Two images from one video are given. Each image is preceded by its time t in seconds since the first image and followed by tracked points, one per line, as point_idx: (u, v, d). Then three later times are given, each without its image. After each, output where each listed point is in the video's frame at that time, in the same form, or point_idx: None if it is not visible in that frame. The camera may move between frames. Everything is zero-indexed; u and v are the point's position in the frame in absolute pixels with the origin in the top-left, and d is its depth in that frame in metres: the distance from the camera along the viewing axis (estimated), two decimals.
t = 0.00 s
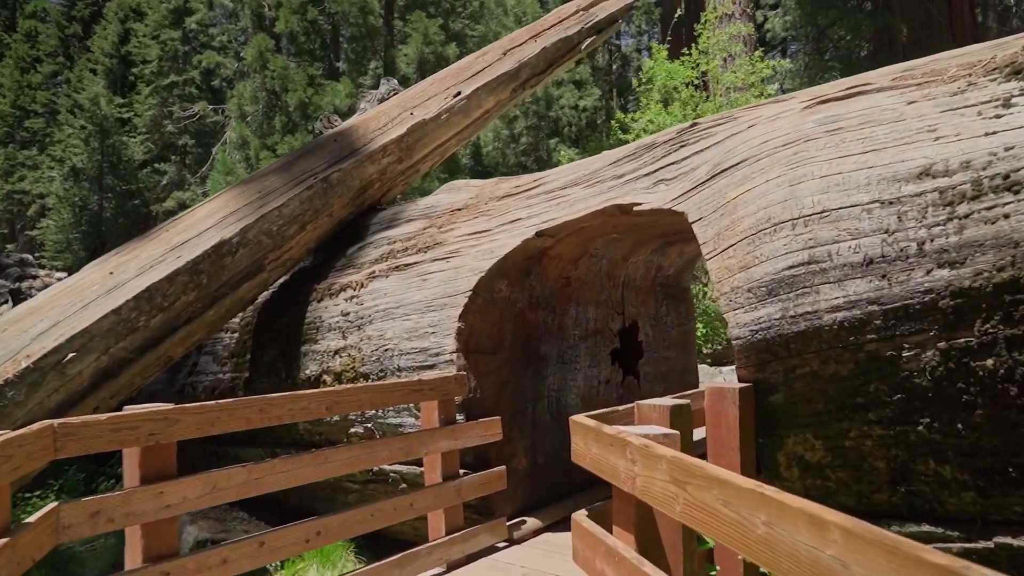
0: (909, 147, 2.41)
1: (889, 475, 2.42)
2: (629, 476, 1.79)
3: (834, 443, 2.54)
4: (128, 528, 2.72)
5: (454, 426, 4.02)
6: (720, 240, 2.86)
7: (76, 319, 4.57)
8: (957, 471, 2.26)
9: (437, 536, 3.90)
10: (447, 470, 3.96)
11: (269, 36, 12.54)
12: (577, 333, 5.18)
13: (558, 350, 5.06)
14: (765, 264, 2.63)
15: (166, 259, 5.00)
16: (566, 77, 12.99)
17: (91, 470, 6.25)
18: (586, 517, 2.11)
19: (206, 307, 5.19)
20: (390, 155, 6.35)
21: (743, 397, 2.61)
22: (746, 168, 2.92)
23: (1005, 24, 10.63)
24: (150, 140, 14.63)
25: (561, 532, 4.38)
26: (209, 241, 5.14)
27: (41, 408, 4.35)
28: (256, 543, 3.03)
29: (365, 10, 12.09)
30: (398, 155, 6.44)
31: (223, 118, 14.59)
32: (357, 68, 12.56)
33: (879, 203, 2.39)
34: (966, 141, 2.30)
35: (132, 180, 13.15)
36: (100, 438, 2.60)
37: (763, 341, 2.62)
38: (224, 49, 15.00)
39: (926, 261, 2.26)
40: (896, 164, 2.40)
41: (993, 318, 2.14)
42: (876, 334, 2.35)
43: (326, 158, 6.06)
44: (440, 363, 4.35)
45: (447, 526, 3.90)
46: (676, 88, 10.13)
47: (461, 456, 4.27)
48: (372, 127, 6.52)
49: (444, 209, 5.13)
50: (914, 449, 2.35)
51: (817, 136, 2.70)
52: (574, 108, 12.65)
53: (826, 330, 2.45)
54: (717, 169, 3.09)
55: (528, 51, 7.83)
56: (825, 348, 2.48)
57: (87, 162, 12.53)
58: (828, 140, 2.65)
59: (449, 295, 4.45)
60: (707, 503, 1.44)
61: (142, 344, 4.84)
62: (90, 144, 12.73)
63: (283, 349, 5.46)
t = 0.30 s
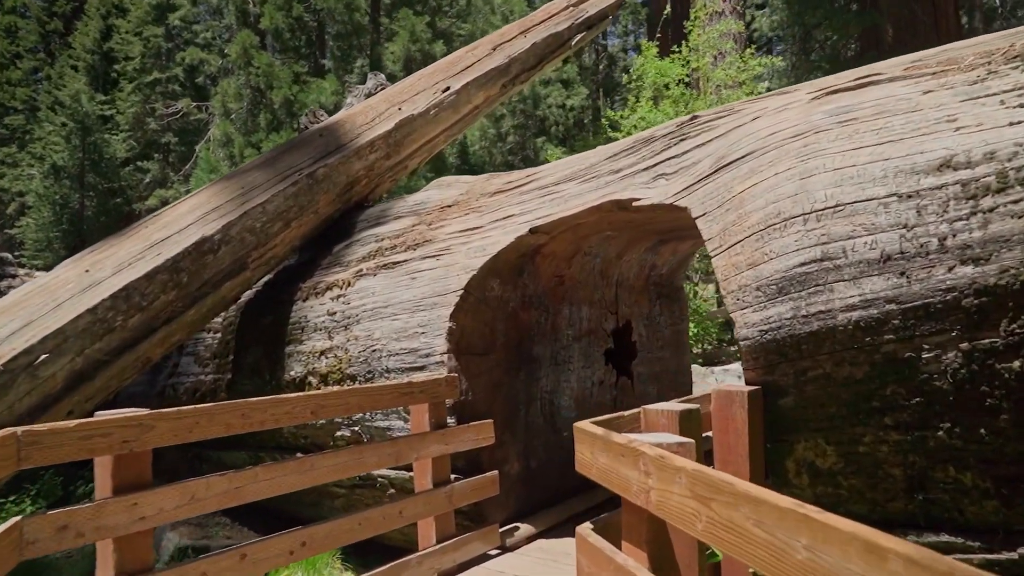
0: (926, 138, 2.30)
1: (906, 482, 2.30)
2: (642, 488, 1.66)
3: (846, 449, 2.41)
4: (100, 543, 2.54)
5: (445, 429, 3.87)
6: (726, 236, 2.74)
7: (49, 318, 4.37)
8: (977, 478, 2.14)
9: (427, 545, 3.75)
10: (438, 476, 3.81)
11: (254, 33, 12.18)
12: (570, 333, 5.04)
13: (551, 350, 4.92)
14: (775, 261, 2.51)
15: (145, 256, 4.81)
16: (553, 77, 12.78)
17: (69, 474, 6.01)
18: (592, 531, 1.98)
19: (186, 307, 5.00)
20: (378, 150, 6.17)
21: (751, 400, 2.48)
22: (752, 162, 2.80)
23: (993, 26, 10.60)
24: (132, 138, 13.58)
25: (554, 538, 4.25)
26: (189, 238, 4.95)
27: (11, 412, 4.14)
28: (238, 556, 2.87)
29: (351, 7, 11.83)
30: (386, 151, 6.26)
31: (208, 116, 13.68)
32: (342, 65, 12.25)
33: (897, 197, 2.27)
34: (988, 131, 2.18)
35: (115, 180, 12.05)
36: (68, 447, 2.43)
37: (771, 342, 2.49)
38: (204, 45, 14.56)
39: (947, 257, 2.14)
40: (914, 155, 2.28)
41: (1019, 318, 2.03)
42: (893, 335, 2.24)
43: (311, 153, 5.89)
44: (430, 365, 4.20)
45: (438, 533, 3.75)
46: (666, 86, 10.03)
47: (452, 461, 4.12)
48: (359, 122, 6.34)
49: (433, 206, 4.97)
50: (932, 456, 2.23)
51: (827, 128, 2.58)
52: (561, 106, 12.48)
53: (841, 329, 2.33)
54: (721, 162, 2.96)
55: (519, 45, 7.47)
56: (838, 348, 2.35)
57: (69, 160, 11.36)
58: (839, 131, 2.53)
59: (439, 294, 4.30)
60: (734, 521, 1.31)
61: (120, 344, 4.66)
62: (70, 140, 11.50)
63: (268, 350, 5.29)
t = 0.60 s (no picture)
0: (948, 127, 2.19)
1: (926, 489, 2.17)
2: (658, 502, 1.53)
3: (862, 455, 2.28)
4: (66, 558, 2.36)
5: (436, 433, 3.72)
6: (734, 231, 2.61)
7: (19, 318, 4.18)
8: (1002, 484, 2.02)
9: (417, 554, 3.60)
10: (428, 482, 3.66)
11: (237, 28, 11.75)
12: (564, 333, 4.90)
13: (544, 351, 4.78)
14: (787, 256, 2.38)
15: (121, 253, 4.62)
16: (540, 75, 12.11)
17: (42, 480, 5.75)
18: (599, 545, 1.86)
19: (165, 306, 4.79)
20: (365, 145, 5.99)
21: (761, 403, 2.35)
22: (760, 153, 2.67)
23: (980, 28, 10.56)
24: (114, 135, 11.78)
25: (547, 544, 4.11)
26: (168, 234, 4.76)
27: None
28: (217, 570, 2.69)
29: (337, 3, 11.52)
30: (373, 146, 6.08)
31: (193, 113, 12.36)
32: (328, 62, 11.89)
33: (919, 189, 2.16)
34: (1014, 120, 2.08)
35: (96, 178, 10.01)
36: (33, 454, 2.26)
37: (783, 342, 2.36)
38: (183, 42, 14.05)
39: (973, 252, 2.04)
40: (936, 145, 2.17)
41: None
42: (915, 334, 2.12)
43: (295, 148, 5.70)
44: (420, 366, 4.04)
45: (428, 541, 3.61)
46: (655, 82, 9.92)
47: (442, 465, 3.97)
48: (346, 116, 6.15)
49: (422, 202, 4.81)
50: (954, 462, 2.11)
51: (840, 117, 2.47)
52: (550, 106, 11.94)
53: (859, 329, 2.21)
54: (726, 154, 2.83)
55: (510, 40, 7.27)
56: (855, 349, 2.23)
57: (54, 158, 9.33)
58: (853, 121, 2.42)
59: (429, 292, 4.15)
60: (769, 543, 1.18)
61: (94, 345, 4.46)
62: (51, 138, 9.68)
63: (251, 350, 5.11)
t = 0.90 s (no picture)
0: (976, 111, 2.06)
1: (951, 497, 2.02)
2: (682, 518, 1.38)
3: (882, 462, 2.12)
4: None
5: (424, 438, 3.54)
6: (743, 223, 2.46)
7: None
8: None
9: (403, 565, 3.42)
10: (415, 488, 3.48)
11: (216, 22, 11.33)
12: (555, 332, 4.74)
13: (535, 351, 4.61)
14: (803, 249, 2.24)
15: (91, 248, 4.39)
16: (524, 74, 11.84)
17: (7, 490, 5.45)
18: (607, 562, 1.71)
19: (137, 304, 4.56)
20: (348, 138, 5.78)
21: (775, 406, 2.19)
22: (769, 141, 2.53)
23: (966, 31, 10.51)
24: (91, 132, 11.03)
25: (538, 552, 3.94)
26: (141, 229, 4.53)
27: None
28: None
29: None
30: (356, 140, 5.87)
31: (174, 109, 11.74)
32: (310, 59, 11.54)
33: (946, 177, 2.03)
34: None
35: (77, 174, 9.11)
36: None
37: (799, 341, 2.21)
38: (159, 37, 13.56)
39: (1007, 244, 1.91)
40: (963, 131, 2.04)
41: None
42: (942, 332, 1.98)
43: (276, 140, 5.48)
44: (407, 366, 3.86)
45: (415, 551, 3.43)
46: (644, 77, 9.83)
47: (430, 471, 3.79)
48: (328, 108, 5.93)
49: (408, 196, 4.63)
50: (982, 468, 1.97)
51: (857, 102, 2.33)
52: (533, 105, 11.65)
53: (881, 326, 2.07)
54: (733, 142, 2.68)
55: (498, 33, 7.04)
56: (877, 347, 2.09)
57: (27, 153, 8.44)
58: (871, 105, 2.28)
59: (415, 290, 3.97)
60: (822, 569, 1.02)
61: (61, 345, 4.23)
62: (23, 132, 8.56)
63: (229, 350, 4.89)
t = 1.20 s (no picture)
0: (1004, 96, 1.95)
1: (976, 507, 1.88)
2: (709, 536, 1.29)
3: (902, 469, 1.98)
4: None
5: (412, 442, 3.39)
6: (754, 216, 2.34)
7: None
8: None
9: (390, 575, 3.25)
10: (402, 495, 3.32)
11: (196, 17, 11.01)
12: (547, 332, 4.60)
13: (526, 351, 4.46)
14: (819, 243, 2.12)
15: (62, 243, 4.19)
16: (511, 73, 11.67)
17: None
18: None
19: (110, 302, 4.35)
20: (333, 132, 5.59)
21: (788, 408, 2.06)
22: (780, 130, 2.40)
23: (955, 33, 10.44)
24: (68, 129, 10.62)
25: (530, 560, 3.79)
26: (114, 223, 4.32)
27: None
28: None
29: None
30: (341, 133, 5.68)
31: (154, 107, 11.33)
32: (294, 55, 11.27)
33: (974, 165, 1.91)
34: None
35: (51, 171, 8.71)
36: None
37: (815, 340, 2.08)
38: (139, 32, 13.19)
39: None
40: (992, 116, 1.93)
41: None
42: (969, 330, 1.86)
43: (257, 133, 5.29)
44: (394, 367, 3.69)
45: (402, 562, 3.27)
46: (633, 74, 9.69)
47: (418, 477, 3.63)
48: (312, 101, 5.74)
49: (395, 191, 4.46)
50: (1011, 476, 1.82)
51: (875, 88, 2.21)
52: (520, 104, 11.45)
53: (904, 324, 1.94)
54: (741, 131, 2.55)
55: (487, 27, 6.87)
56: (899, 346, 1.96)
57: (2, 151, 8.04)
58: (891, 91, 2.16)
59: (403, 287, 3.81)
60: None
61: (28, 345, 4.02)
62: None
63: (208, 350, 4.70)
